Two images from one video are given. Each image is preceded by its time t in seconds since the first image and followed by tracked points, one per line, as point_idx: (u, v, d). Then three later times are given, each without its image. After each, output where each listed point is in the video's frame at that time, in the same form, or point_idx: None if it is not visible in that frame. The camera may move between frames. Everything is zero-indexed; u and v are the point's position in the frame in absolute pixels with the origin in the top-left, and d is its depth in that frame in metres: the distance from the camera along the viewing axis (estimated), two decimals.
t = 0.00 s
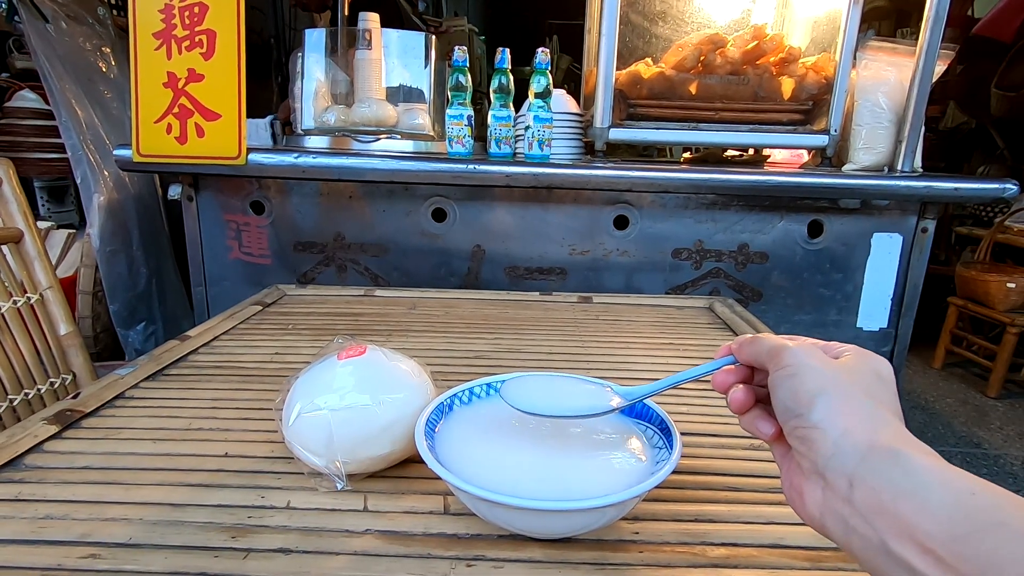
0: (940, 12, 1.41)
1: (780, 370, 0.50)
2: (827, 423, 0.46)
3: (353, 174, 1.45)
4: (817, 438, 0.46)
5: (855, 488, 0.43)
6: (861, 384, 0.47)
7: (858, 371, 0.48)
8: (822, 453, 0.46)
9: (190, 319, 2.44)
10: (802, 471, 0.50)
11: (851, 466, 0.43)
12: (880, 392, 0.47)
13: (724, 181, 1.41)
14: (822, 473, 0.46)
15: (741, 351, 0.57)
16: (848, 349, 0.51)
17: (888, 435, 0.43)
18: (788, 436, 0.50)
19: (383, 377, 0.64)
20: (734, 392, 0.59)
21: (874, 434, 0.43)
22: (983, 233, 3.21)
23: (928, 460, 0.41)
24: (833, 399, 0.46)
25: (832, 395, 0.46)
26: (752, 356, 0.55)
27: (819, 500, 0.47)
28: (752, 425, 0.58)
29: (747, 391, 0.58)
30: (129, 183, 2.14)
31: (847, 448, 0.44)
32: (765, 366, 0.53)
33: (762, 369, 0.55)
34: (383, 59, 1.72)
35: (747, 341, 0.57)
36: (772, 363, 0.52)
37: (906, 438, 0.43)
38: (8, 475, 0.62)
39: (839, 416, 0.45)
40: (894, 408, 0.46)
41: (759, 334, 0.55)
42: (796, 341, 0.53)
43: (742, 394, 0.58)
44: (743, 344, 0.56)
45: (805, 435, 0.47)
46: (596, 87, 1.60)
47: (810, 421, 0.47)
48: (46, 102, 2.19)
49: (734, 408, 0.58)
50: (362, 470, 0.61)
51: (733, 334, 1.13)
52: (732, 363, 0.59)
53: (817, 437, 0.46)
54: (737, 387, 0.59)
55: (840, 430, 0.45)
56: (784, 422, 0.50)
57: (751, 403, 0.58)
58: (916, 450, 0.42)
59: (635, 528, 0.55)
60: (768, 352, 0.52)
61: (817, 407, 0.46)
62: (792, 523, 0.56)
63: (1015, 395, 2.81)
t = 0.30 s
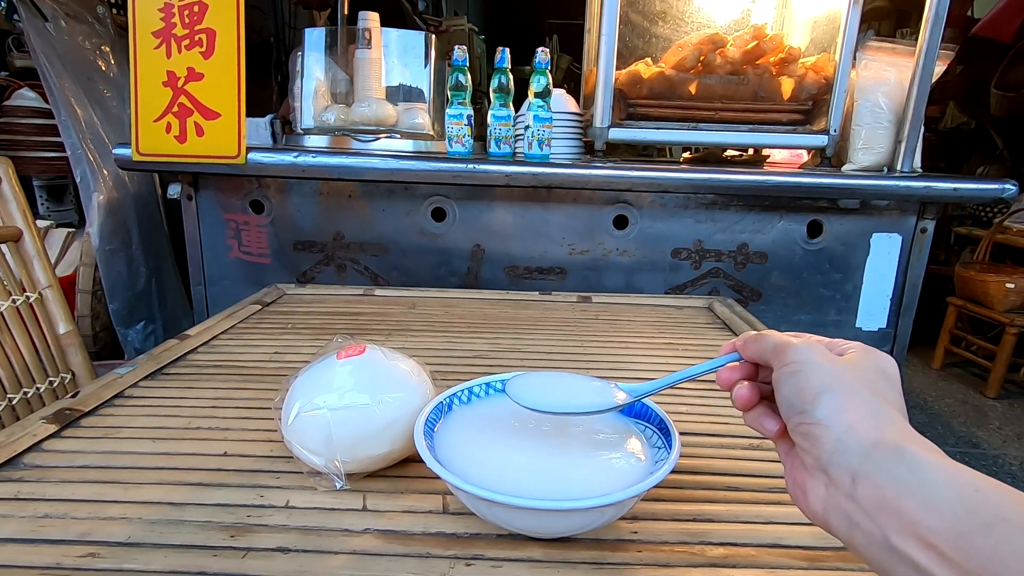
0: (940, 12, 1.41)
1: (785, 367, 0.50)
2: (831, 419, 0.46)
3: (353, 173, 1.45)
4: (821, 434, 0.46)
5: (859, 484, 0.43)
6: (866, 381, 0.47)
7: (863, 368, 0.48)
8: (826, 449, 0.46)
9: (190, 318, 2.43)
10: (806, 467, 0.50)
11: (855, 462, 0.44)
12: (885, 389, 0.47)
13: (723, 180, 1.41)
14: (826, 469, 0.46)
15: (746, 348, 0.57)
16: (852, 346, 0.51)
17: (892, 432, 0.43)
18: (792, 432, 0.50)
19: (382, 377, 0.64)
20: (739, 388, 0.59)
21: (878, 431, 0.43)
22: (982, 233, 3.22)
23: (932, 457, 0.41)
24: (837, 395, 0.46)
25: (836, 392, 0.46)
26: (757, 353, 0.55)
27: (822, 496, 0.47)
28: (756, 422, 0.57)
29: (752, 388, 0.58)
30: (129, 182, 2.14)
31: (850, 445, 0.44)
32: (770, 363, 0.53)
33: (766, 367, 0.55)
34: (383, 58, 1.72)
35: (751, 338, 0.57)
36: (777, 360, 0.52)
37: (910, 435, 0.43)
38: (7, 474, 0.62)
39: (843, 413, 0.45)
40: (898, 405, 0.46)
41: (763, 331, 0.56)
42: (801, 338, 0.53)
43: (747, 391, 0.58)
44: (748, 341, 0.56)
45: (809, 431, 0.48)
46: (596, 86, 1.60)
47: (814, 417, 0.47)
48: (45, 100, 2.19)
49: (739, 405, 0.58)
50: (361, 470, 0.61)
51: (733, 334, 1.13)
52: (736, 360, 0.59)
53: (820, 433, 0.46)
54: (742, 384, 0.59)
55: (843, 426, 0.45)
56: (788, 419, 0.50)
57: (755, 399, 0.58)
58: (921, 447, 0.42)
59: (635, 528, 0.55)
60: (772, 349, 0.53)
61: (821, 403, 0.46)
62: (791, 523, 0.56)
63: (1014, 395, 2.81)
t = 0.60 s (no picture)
0: (939, 11, 1.41)
1: (777, 367, 0.50)
2: (823, 420, 0.46)
3: (351, 173, 1.45)
4: (812, 435, 0.46)
5: (850, 485, 0.43)
6: (858, 382, 0.47)
7: (855, 369, 0.48)
8: (817, 450, 0.46)
9: (188, 318, 2.43)
10: (798, 468, 0.50)
11: (846, 463, 0.43)
12: (877, 390, 0.47)
13: (722, 180, 1.41)
14: (817, 470, 0.46)
15: (739, 348, 0.56)
16: (846, 347, 0.51)
17: (884, 432, 0.43)
18: (783, 432, 0.50)
19: (379, 377, 0.64)
20: (731, 389, 0.59)
21: (870, 432, 0.43)
22: (981, 233, 3.22)
23: (924, 458, 0.41)
24: (830, 396, 0.46)
25: (828, 392, 0.46)
26: (750, 353, 0.55)
27: (813, 496, 0.47)
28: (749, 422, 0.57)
29: (745, 388, 0.58)
30: (127, 182, 2.14)
31: (841, 445, 0.44)
32: (762, 363, 0.53)
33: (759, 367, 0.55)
34: (381, 57, 1.72)
35: (744, 338, 0.56)
36: (769, 360, 0.52)
37: (901, 436, 0.43)
38: (2, 474, 0.62)
39: (835, 414, 0.45)
40: (890, 406, 0.46)
41: (756, 331, 0.55)
42: (793, 339, 0.53)
43: (740, 392, 0.58)
44: (741, 342, 0.56)
45: (800, 432, 0.47)
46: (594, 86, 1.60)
47: (805, 418, 0.47)
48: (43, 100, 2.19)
49: (732, 406, 0.58)
50: (357, 470, 0.61)
51: (730, 334, 1.13)
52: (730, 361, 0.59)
53: (811, 433, 0.46)
54: (735, 385, 0.59)
55: (835, 426, 0.45)
56: (779, 419, 0.50)
57: (749, 400, 0.58)
58: (913, 448, 0.42)
59: (631, 528, 0.55)
60: (765, 349, 0.52)
61: (813, 404, 0.46)
62: (786, 523, 0.56)
63: (1013, 394, 2.81)
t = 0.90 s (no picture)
0: (936, 12, 1.41)
1: (774, 367, 0.50)
2: (820, 420, 0.45)
3: (349, 173, 1.45)
4: (809, 435, 0.46)
5: (847, 485, 0.43)
6: (855, 381, 0.47)
7: (853, 369, 0.48)
8: (814, 450, 0.46)
9: (186, 319, 2.43)
10: (794, 468, 0.50)
11: (843, 463, 0.43)
12: (874, 391, 0.47)
13: (720, 180, 1.41)
14: (813, 470, 0.46)
15: (736, 348, 0.56)
16: (843, 346, 0.51)
17: (881, 432, 0.43)
18: (780, 433, 0.50)
19: (377, 377, 0.64)
20: (729, 390, 0.59)
21: (866, 431, 0.43)
22: (978, 232, 3.23)
23: (921, 458, 0.40)
24: (827, 396, 0.46)
25: (825, 392, 0.46)
26: (747, 354, 0.55)
27: (810, 496, 0.47)
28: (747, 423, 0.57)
29: (743, 389, 0.58)
30: (124, 182, 2.13)
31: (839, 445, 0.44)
32: (759, 363, 0.53)
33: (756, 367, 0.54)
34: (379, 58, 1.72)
35: (742, 338, 0.56)
36: (767, 361, 0.52)
37: (898, 436, 0.43)
38: None
39: (832, 414, 0.45)
40: (887, 406, 0.46)
41: (754, 331, 0.55)
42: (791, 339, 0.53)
43: (737, 392, 0.58)
44: (739, 342, 0.56)
45: (797, 432, 0.47)
46: (592, 86, 1.59)
47: (802, 418, 0.47)
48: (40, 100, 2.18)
49: (729, 406, 0.58)
50: (355, 471, 0.60)
51: (729, 334, 1.13)
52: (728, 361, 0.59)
53: (808, 433, 0.46)
54: (733, 385, 0.59)
55: (832, 426, 0.45)
56: (777, 419, 0.50)
57: (745, 401, 0.58)
58: (909, 447, 0.42)
59: (629, 528, 0.55)
60: (763, 348, 0.52)
61: (810, 404, 0.46)
62: (785, 523, 0.56)
63: (1010, 394, 2.82)
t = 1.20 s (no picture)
0: (938, 9, 1.40)
1: (776, 375, 0.49)
2: (823, 428, 0.45)
3: (350, 173, 1.45)
4: (812, 444, 0.46)
5: (850, 494, 0.42)
6: (857, 390, 0.47)
7: (855, 377, 0.48)
8: (817, 458, 0.45)
9: (187, 319, 2.43)
10: (797, 476, 0.49)
11: (846, 472, 0.43)
12: (876, 399, 0.47)
13: (721, 179, 1.41)
14: (817, 479, 0.45)
15: (739, 355, 0.56)
16: (845, 354, 0.51)
17: (884, 441, 0.43)
18: (783, 441, 0.49)
19: (380, 377, 0.64)
20: (732, 397, 0.58)
21: (870, 440, 0.43)
22: (979, 230, 3.22)
23: (924, 467, 0.40)
24: (829, 404, 0.45)
25: (828, 400, 0.46)
26: (750, 361, 0.54)
27: (813, 505, 0.46)
28: (751, 430, 0.57)
29: (746, 396, 0.58)
30: (125, 182, 2.13)
31: (842, 453, 0.44)
32: (762, 370, 0.53)
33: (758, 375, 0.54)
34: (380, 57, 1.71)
35: (745, 345, 0.56)
36: (769, 368, 0.51)
37: (901, 445, 0.42)
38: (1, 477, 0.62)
39: (835, 422, 0.45)
40: (890, 415, 0.46)
41: (756, 338, 0.55)
42: (793, 347, 0.53)
43: (740, 400, 0.58)
44: (742, 349, 0.55)
45: (800, 441, 0.47)
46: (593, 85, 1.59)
47: (805, 426, 0.46)
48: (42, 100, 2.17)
49: (733, 413, 0.58)
50: (359, 471, 0.60)
51: (731, 333, 1.12)
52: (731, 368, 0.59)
53: (811, 442, 0.46)
54: (736, 392, 0.59)
55: (835, 435, 0.44)
56: (779, 427, 0.49)
57: (749, 409, 0.58)
58: (913, 457, 0.41)
59: (633, 528, 0.55)
60: (764, 356, 0.52)
61: (813, 412, 0.46)
62: (789, 523, 0.56)
63: (1012, 392, 2.82)
